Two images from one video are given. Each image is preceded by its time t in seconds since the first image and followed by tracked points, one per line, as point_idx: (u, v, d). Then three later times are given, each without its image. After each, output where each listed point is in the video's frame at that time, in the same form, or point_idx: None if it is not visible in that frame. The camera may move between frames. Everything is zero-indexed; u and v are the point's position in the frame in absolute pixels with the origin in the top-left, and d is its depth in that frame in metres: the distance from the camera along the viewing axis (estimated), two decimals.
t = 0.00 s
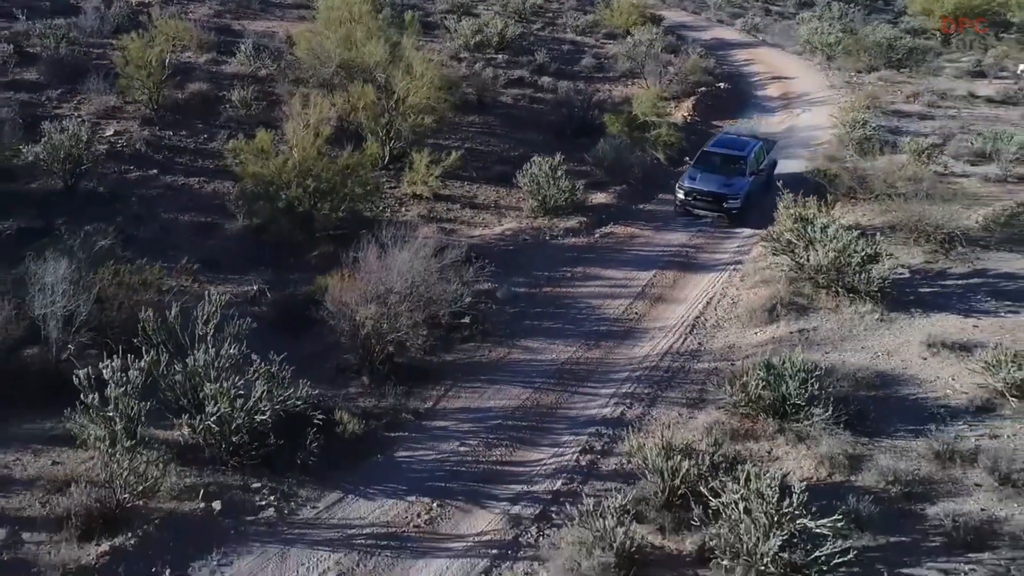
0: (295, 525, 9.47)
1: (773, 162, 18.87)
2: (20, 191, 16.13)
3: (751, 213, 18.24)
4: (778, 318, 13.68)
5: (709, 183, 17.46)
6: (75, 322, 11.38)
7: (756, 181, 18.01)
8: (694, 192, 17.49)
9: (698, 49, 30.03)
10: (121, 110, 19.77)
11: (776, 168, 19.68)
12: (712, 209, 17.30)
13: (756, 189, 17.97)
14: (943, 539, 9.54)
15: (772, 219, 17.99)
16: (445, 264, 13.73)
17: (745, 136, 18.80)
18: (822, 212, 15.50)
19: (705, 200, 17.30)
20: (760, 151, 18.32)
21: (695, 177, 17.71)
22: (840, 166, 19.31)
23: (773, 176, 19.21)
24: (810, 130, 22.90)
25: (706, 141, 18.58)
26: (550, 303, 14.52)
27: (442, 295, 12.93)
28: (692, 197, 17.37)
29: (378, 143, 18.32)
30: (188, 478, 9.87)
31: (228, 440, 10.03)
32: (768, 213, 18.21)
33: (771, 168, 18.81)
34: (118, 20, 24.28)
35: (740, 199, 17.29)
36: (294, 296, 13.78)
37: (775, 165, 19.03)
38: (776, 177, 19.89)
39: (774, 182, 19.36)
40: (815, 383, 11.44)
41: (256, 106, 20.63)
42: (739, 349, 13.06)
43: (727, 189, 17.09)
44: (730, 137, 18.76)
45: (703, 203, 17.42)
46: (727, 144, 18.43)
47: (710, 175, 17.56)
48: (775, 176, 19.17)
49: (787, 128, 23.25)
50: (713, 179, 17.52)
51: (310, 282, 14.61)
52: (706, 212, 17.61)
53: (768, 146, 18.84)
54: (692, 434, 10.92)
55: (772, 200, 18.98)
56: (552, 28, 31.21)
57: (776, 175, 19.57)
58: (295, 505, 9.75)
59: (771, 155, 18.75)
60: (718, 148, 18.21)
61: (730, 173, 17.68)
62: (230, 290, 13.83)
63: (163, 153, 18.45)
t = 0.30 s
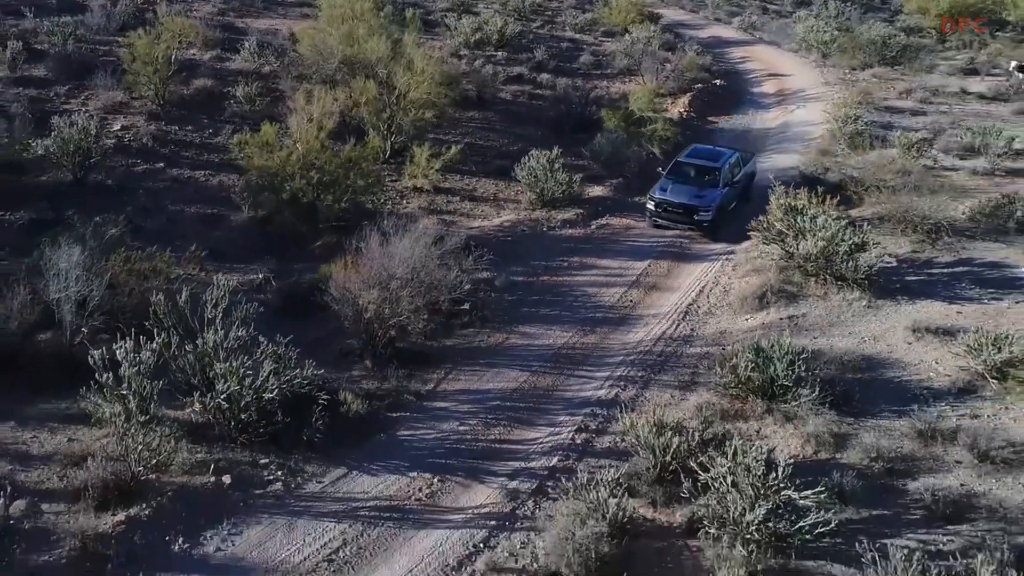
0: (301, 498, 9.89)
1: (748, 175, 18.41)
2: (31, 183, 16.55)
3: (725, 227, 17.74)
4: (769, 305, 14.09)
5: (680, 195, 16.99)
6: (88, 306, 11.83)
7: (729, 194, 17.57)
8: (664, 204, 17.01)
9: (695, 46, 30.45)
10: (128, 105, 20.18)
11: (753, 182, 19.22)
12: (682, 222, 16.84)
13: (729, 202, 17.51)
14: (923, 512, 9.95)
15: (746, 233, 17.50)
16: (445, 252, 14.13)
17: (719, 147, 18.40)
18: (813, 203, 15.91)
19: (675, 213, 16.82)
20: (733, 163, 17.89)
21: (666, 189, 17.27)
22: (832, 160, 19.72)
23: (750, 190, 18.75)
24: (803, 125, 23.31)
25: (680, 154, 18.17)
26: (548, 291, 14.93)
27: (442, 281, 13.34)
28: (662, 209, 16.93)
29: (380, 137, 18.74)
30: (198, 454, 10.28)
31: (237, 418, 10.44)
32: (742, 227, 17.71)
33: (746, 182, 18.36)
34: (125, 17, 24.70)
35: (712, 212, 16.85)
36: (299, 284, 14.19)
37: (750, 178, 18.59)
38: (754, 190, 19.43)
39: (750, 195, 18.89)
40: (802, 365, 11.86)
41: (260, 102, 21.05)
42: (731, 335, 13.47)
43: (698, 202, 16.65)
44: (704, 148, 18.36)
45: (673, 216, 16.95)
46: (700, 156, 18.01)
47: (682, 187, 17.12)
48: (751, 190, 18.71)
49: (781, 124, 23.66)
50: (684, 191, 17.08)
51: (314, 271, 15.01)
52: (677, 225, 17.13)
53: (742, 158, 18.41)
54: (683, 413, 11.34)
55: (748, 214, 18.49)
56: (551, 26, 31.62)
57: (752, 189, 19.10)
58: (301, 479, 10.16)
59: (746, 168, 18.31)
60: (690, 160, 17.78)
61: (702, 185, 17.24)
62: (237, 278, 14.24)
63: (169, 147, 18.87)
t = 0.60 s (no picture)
0: (306, 473, 10.30)
1: (724, 188, 17.77)
2: (40, 176, 16.94)
3: (697, 241, 17.12)
4: (759, 292, 14.50)
5: (649, 209, 16.37)
6: (100, 292, 12.24)
7: (702, 208, 16.92)
8: (633, 217, 16.39)
9: (691, 44, 30.88)
10: (134, 101, 20.60)
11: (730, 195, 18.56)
12: (651, 235, 16.20)
13: (701, 216, 16.89)
14: (904, 487, 10.36)
15: (718, 249, 16.87)
16: (445, 241, 14.54)
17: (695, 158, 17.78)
18: (803, 195, 16.31)
19: (644, 226, 16.22)
20: (708, 175, 17.27)
21: (636, 202, 16.64)
22: (824, 155, 20.13)
23: (725, 205, 18.10)
24: (797, 121, 23.74)
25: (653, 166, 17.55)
26: (545, 280, 15.35)
27: (442, 268, 13.75)
28: (631, 222, 16.29)
29: (382, 131, 19.15)
30: (208, 431, 10.69)
31: (244, 398, 10.86)
32: (715, 242, 17.08)
33: (722, 195, 17.73)
34: (130, 16, 25.12)
35: (682, 226, 16.22)
36: (303, 272, 14.59)
37: (725, 193, 17.96)
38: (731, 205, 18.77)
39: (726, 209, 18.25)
40: (790, 348, 12.27)
41: (264, 98, 21.47)
42: (722, 321, 13.88)
43: (667, 215, 16.02)
44: (679, 159, 17.72)
45: (642, 229, 16.34)
46: (673, 167, 17.37)
47: (652, 200, 16.50)
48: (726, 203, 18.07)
49: (775, 120, 24.08)
50: (655, 204, 16.46)
51: (317, 260, 15.42)
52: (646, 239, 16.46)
53: (718, 170, 17.76)
54: (674, 394, 11.75)
55: (723, 228, 17.87)
56: (550, 25, 32.05)
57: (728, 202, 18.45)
58: (306, 456, 10.58)
59: (722, 180, 17.67)
60: (663, 171, 17.14)
61: (673, 198, 16.63)
62: (243, 266, 14.64)
63: (176, 142, 19.29)
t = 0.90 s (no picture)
0: (312, 447, 10.77)
1: (692, 200, 17.09)
2: (52, 167, 17.41)
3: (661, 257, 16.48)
4: (749, 279, 14.97)
5: (612, 223, 15.68)
6: (113, 276, 12.72)
7: (669, 221, 16.25)
8: (595, 232, 15.70)
9: (688, 42, 31.36)
10: (141, 96, 21.07)
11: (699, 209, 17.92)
12: (614, 251, 15.55)
13: (667, 230, 16.22)
14: (883, 460, 10.82)
15: (683, 266, 16.21)
16: (445, 229, 15.02)
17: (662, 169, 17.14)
18: (792, 186, 16.77)
19: (607, 242, 15.54)
20: (675, 188, 16.59)
21: (599, 216, 15.97)
22: (815, 148, 20.59)
23: (695, 217, 17.43)
24: (790, 116, 24.21)
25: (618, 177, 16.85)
26: (542, 268, 15.82)
27: (442, 255, 14.23)
28: (593, 237, 15.64)
29: (383, 125, 19.62)
30: (217, 408, 11.16)
31: (252, 376, 11.33)
32: (681, 258, 16.42)
33: (689, 209, 17.07)
34: (136, 13, 25.59)
35: (646, 242, 15.56)
36: (306, 260, 15.05)
37: (695, 205, 17.29)
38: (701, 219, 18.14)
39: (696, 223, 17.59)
40: (776, 331, 12.74)
41: (268, 93, 21.94)
42: (712, 306, 14.35)
43: (630, 230, 15.36)
44: (646, 169, 17.04)
45: (604, 244, 15.67)
46: (639, 178, 16.67)
47: (615, 214, 15.83)
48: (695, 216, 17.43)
49: (769, 115, 24.55)
50: (618, 218, 15.79)
51: (320, 248, 15.88)
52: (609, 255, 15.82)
53: (686, 181, 17.09)
54: (665, 374, 12.22)
55: (691, 241, 17.26)
56: (548, 23, 32.53)
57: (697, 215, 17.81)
58: (312, 431, 11.05)
59: (690, 192, 17.03)
60: (628, 183, 16.45)
61: (637, 211, 15.94)
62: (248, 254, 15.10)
63: (182, 135, 19.76)
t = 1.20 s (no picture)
0: (317, 425, 11.20)
1: (662, 213, 16.49)
2: (61, 160, 17.82)
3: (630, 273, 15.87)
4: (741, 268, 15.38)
5: (577, 238, 15.05)
6: (124, 264, 13.14)
7: (637, 236, 15.65)
8: (559, 246, 15.07)
9: (684, 39, 31.78)
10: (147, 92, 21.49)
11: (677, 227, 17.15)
12: (579, 268, 14.91)
13: (636, 245, 15.59)
14: (867, 438, 11.22)
15: (652, 283, 15.62)
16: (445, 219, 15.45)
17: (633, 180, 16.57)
18: (784, 179, 17.19)
19: (571, 257, 14.90)
20: (644, 201, 15.99)
21: (565, 230, 15.35)
22: (808, 143, 21.00)
23: (666, 232, 16.81)
24: (784, 112, 24.64)
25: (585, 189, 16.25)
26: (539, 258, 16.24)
27: (442, 244, 14.66)
28: (557, 253, 14.99)
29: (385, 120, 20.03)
30: (225, 388, 11.58)
31: (259, 357, 11.75)
32: (651, 273, 15.82)
33: (660, 223, 16.46)
34: (141, 11, 26.01)
35: (613, 258, 14.94)
36: (310, 249, 15.46)
37: (665, 220, 16.68)
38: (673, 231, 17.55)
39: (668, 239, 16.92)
40: (766, 316, 13.16)
41: (271, 89, 22.36)
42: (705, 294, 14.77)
43: (595, 245, 14.74)
44: (615, 182, 16.45)
45: (569, 260, 15.03)
46: (607, 191, 16.08)
47: (581, 228, 15.21)
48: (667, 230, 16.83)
49: (763, 111, 24.97)
50: (584, 232, 15.17)
51: (323, 238, 16.30)
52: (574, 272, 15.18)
53: (656, 194, 16.48)
54: (658, 357, 12.64)
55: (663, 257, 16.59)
56: (547, 21, 32.94)
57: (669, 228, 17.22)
58: (316, 411, 11.48)
59: (660, 205, 16.43)
60: (596, 196, 15.85)
61: (604, 226, 15.33)
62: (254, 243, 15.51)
63: (187, 130, 20.17)
